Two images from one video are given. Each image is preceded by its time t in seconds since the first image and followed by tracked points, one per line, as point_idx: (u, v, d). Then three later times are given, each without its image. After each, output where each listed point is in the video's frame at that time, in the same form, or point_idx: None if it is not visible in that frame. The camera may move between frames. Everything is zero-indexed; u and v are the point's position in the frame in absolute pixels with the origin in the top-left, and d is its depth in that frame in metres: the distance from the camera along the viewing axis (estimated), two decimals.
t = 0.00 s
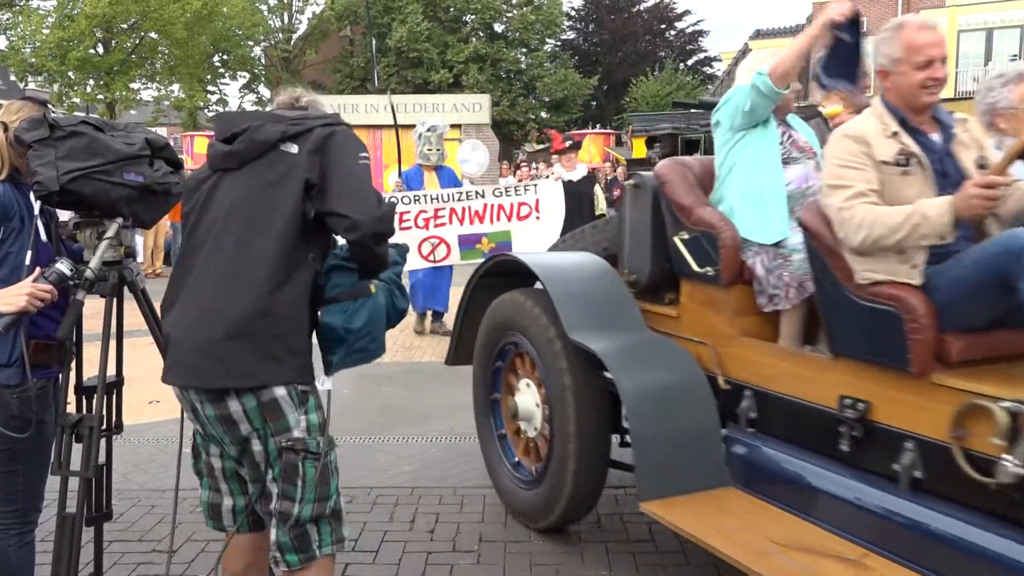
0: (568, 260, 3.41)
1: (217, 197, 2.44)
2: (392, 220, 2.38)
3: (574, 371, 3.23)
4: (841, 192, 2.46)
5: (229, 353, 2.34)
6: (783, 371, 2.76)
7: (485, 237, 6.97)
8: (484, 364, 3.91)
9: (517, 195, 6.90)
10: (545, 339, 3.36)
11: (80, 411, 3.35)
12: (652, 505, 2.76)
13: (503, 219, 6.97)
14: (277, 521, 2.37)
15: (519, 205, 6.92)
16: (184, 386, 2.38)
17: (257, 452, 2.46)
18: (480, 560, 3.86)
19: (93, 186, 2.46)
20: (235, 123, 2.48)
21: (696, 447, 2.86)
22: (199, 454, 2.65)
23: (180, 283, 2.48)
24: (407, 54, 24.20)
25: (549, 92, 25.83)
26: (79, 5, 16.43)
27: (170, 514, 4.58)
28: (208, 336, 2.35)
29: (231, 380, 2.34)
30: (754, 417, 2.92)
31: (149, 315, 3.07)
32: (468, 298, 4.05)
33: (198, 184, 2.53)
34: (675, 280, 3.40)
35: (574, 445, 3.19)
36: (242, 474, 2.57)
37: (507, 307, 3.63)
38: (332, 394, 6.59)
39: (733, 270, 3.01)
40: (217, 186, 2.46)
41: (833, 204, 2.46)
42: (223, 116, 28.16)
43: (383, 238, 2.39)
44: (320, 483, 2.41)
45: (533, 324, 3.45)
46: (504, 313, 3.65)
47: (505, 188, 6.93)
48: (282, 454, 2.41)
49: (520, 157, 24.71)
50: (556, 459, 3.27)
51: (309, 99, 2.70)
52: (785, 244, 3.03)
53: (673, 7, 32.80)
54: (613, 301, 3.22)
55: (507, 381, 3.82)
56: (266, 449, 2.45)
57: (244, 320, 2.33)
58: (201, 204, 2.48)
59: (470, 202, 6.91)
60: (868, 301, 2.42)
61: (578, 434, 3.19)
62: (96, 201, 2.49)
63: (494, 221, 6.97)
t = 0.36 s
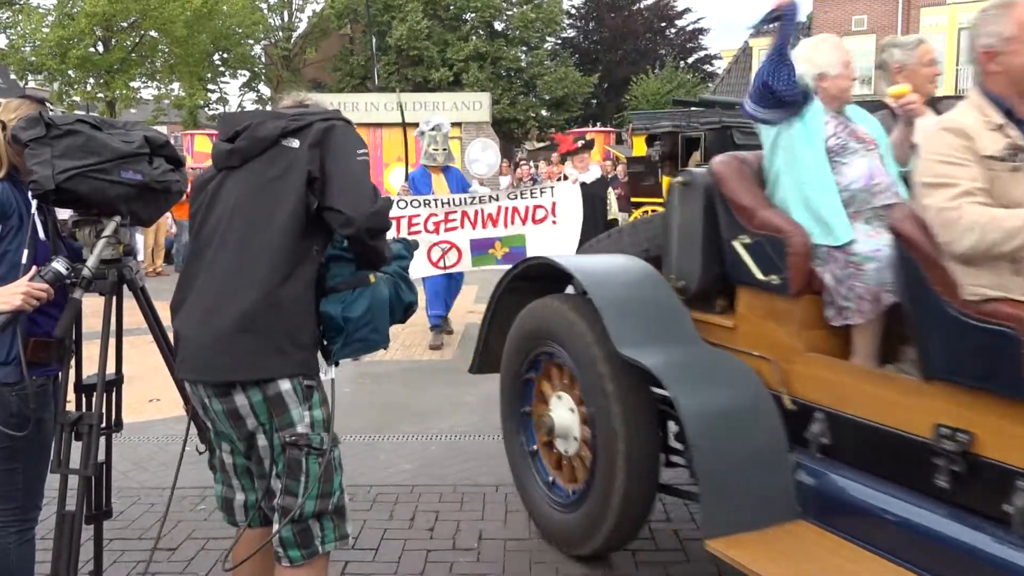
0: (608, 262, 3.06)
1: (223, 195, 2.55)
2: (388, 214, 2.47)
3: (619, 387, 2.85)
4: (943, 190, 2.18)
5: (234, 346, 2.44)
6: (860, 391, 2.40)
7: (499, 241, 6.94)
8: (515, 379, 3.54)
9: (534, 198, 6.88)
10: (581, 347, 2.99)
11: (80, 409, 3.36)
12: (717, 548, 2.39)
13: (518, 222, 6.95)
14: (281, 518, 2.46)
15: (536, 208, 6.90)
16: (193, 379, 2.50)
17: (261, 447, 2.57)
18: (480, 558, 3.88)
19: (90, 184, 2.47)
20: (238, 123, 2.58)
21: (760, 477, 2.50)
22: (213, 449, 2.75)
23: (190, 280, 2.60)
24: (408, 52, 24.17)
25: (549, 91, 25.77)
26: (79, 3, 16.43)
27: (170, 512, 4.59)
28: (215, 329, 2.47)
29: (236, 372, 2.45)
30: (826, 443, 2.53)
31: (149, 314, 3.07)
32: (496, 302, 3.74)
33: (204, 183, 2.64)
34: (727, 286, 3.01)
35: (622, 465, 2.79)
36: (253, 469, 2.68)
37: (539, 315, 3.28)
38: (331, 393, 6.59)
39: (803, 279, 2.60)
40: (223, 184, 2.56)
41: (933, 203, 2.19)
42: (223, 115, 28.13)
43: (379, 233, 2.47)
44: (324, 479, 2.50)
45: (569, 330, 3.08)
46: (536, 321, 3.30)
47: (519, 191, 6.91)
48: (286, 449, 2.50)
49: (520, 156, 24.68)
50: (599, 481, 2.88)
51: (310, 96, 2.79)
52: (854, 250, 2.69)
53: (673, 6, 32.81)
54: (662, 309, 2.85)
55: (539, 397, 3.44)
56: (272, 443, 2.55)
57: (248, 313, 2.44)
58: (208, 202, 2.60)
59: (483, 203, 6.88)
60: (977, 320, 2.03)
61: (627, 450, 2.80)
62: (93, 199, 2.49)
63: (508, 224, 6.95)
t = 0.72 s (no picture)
0: (680, 267, 2.53)
1: (230, 190, 2.58)
2: (391, 208, 2.49)
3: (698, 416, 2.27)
4: None
5: (236, 338, 2.46)
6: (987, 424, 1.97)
7: (517, 243, 6.94)
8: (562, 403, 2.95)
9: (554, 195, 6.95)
10: (646, 364, 2.43)
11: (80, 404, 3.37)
12: None
13: (538, 221, 6.98)
14: (278, 512, 2.48)
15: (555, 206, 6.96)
16: (196, 372, 2.51)
17: (260, 440, 2.58)
18: (479, 554, 3.89)
19: (83, 180, 2.47)
20: (245, 119, 2.63)
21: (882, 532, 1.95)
22: (218, 442, 2.77)
23: (195, 274, 2.63)
24: (409, 48, 24.11)
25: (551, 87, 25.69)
26: None
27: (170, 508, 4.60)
28: (219, 322, 2.48)
29: (239, 365, 2.46)
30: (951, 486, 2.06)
31: (147, 310, 3.08)
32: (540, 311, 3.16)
33: (212, 180, 2.67)
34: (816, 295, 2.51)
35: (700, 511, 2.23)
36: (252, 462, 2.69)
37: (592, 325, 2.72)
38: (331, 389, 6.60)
39: (921, 294, 2.08)
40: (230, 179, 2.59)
41: None
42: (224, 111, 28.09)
43: (382, 227, 2.49)
44: (322, 475, 2.52)
45: (629, 344, 2.52)
46: (588, 333, 2.73)
47: (539, 189, 6.95)
48: (285, 444, 2.52)
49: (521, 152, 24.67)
50: (672, 522, 2.32)
51: (315, 94, 2.83)
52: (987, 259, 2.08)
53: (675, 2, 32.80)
54: (749, 322, 2.28)
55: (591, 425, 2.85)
56: (270, 438, 2.57)
57: (252, 305, 2.45)
58: (215, 198, 2.62)
59: (500, 202, 6.87)
60: None
61: (707, 491, 2.24)
62: (88, 194, 2.49)
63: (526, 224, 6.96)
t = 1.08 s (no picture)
0: (773, 279, 2.04)
1: (225, 184, 2.58)
2: (382, 202, 2.47)
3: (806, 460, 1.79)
4: None
5: (228, 332, 2.47)
6: None
7: (540, 239, 6.97)
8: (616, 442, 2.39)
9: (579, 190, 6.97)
10: (733, 393, 1.93)
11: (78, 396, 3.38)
12: None
13: (563, 216, 7.01)
14: (269, 505, 2.48)
15: (582, 201, 6.99)
16: (188, 364, 2.52)
17: (252, 434, 2.58)
18: (477, 549, 3.88)
19: (75, 173, 2.47)
20: (242, 112, 2.63)
21: None
22: (214, 436, 2.77)
23: (190, 266, 2.64)
24: (415, 43, 24.09)
25: (557, 82, 25.63)
26: None
27: (169, 500, 4.61)
28: (211, 315, 2.49)
29: (232, 359, 2.47)
30: None
31: (146, 303, 3.08)
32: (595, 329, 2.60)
33: (209, 173, 2.67)
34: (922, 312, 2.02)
35: None
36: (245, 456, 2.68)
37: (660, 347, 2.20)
38: (332, 383, 6.61)
39: None
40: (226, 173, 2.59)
41: None
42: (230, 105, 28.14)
43: (374, 221, 2.48)
44: (314, 469, 2.51)
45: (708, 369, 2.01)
46: (654, 356, 2.20)
47: (564, 183, 6.96)
48: (276, 438, 2.52)
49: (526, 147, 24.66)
50: None
51: (316, 88, 2.83)
52: None
53: None
54: (861, 344, 1.84)
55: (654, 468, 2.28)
56: (261, 433, 2.57)
57: (242, 299, 2.46)
58: (211, 191, 2.63)
59: (524, 196, 6.86)
60: None
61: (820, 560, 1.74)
62: (81, 187, 2.50)
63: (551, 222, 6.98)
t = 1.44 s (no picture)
0: (887, 294, 1.86)
1: (222, 176, 2.55)
2: (375, 196, 2.43)
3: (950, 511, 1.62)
4: None
5: (220, 325, 2.46)
6: None
7: (568, 244, 6.55)
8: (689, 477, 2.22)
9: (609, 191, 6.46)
10: (850, 429, 1.75)
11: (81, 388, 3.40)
12: None
13: (593, 219, 6.54)
14: (262, 498, 2.48)
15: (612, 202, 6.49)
16: (182, 356, 2.51)
17: (246, 428, 2.57)
18: (478, 543, 3.88)
19: (71, 165, 2.47)
20: (238, 105, 2.61)
21: None
22: (213, 429, 2.76)
23: (185, 258, 2.62)
24: (430, 37, 24.07)
25: (572, 77, 25.54)
26: None
27: (176, 491, 4.63)
28: (204, 307, 2.48)
29: (224, 352, 2.46)
30: None
31: (146, 294, 3.08)
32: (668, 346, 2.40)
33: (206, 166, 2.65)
34: None
35: None
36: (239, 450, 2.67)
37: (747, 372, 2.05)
38: (341, 376, 6.62)
39: None
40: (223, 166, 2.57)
41: None
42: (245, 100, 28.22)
43: (367, 215, 2.45)
44: (307, 462, 2.50)
45: (817, 404, 1.82)
46: (747, 380, 2.02)
47: (595, 184, 6.48)
48: (269, 432, 2.51)
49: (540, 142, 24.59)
50: None
51: (313, 80, 2.80)
52: None
53: None
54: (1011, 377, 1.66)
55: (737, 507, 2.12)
56: (255, 425, 2.56)
57: (236, 292, 2.44)
58: (207, 184, 2.60)
59: (552, 197, 6.48)
60: None
61: None
62: (77, 180, 2.50)
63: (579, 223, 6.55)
